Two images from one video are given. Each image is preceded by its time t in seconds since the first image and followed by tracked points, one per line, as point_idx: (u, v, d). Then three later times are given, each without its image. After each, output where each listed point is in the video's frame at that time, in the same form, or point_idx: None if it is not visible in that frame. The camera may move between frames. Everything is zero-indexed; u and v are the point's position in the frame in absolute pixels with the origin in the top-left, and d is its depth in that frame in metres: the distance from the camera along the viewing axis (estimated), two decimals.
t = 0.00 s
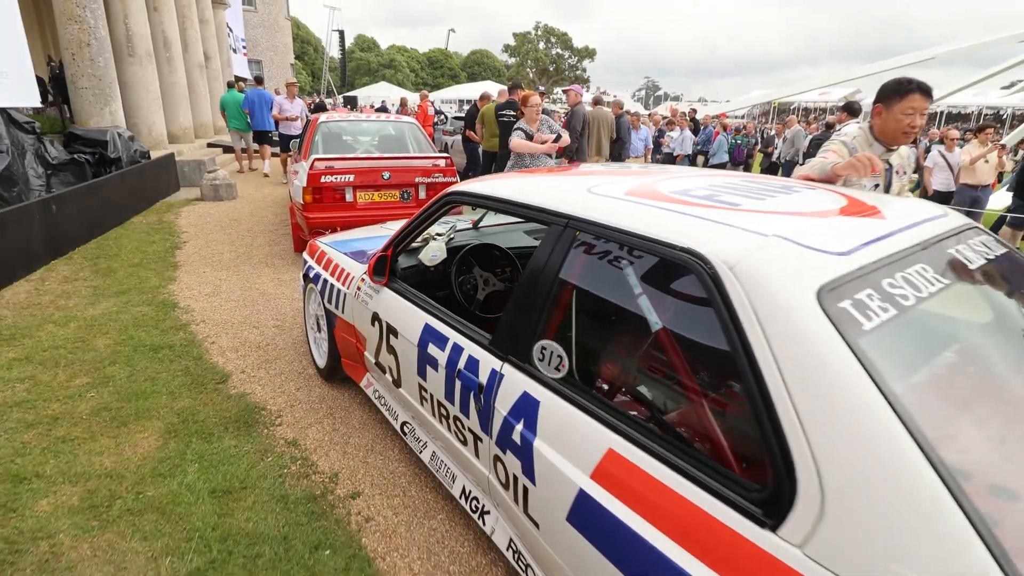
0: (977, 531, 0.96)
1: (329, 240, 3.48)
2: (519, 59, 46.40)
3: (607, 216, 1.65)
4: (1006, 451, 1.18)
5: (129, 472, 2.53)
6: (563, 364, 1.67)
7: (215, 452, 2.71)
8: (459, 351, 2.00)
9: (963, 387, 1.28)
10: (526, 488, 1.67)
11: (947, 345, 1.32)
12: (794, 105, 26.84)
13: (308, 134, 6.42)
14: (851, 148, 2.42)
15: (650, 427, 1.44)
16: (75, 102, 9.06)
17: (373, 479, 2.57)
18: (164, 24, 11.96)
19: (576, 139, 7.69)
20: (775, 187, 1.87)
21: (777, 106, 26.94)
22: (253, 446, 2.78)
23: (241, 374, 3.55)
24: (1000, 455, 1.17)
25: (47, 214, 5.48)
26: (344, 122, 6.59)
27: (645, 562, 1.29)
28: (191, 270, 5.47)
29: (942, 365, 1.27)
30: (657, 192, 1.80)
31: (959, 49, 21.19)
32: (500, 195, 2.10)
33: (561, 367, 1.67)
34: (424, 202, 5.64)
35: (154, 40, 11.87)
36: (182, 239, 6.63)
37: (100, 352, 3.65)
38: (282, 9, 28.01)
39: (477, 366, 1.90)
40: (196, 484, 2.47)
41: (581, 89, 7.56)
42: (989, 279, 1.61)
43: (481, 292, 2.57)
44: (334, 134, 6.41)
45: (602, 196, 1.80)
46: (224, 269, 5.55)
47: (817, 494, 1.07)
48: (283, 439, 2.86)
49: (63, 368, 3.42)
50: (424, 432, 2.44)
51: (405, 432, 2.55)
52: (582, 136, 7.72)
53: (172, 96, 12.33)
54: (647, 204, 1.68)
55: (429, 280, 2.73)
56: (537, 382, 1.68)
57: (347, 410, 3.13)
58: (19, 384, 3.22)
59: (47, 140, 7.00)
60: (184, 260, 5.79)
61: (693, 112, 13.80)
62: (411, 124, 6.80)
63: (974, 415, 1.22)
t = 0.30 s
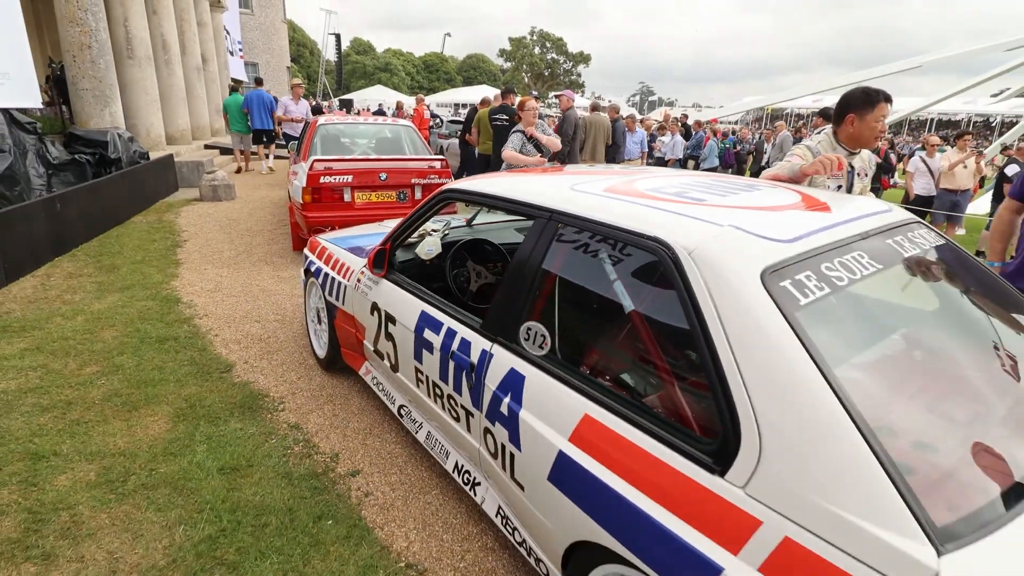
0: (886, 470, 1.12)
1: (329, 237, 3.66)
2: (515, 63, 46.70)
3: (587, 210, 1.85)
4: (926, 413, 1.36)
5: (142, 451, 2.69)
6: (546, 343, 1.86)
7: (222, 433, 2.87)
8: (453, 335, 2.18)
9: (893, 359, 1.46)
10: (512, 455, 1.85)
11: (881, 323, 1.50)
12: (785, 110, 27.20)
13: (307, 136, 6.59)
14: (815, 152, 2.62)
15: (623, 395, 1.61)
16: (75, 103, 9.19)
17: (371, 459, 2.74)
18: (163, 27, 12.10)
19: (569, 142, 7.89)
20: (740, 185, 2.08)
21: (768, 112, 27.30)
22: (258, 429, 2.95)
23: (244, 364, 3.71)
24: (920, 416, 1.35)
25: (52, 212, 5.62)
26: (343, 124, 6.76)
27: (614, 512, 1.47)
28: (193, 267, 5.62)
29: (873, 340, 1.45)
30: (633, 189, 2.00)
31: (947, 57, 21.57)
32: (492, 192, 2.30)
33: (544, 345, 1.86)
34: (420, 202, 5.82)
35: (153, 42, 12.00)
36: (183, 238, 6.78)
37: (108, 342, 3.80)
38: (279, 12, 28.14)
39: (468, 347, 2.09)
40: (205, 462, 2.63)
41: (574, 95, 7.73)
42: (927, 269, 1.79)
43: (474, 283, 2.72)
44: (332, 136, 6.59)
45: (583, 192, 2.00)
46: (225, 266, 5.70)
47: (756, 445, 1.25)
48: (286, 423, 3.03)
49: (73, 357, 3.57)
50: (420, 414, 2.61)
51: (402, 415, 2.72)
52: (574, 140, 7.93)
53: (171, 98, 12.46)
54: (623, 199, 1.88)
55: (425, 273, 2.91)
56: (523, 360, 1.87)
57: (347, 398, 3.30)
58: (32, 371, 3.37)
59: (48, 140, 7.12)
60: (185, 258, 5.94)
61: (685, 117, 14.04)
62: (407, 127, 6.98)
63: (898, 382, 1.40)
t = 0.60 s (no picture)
0: (819, 416, 1.33)
1: (329, 231, 3.83)
2: (508, 65, 46.95)
3: (572, 204, 2.06)
4: (866, 375, 1.55)
5: (154, 429, 2.85)
6: (535, 323, 2.05)
7: (230, 414, 3.04)
8: (450, 318, 2.37)
9: (838, 331, 1.65)
10: (504, 424, 2.05)
11: (829, 301, 1.71)
12: (773, 114, 27.62)
13: (304, 135, 6.75)
14: (783, 154, 2.86)
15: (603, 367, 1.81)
16: (71, 100, 9.26)
17: (371, 438, 2.92)
18: (158, 25, 12.16)
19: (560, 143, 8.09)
20: (711, 183, 2.29)
21: (757, 116, 27.70)
22: (262, 411, 3.12)
23: (247, 352, 3.87)
24: (861, 378, 1.54)
25: (52, 206, 5.74)
26: (339, 123, 6.93)
27: (594, 466, 1.67)
28: (192, 262, 5.75)
29: (821, 314, 1.65)
30: (616, 185, 2.21)
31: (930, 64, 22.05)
32: (487, 189, 2.51)
33: (533, 325, 2.05)
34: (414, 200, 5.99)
35: (147, 40, 12.08)
36: (181, 233, 6.90)
37: (115, 331, 3.95)
38: (272, 11, 28.18)
39: (463, 329, 2.29)
40: (214, 440, 2.79)
41: (564, 97, 7.96)
42: (876, 256, 2.00)
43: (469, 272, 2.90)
44: (328, 135, 6.75)
45: (569, 188, 2.21)
46: (224, 261, 5.84)
47: (714, 403, 1.45)
48: (289, 405, 3.20)
49: (82, 344, 3.72)
50: (418, 395, 2.80)
51: (400, 396, 2.91)
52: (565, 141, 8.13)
53: (165, 96, 12.54)
54: (605, 194, 2.09)
55: (422, 264, 3.09)
56: (514, 339, 2.07)
57: (346, 383, 3.48)
58: (43, 357, 3.51)
59: (46, 136, 7.21)
60: (184, 252, 6.07)
61: (673, 120, 14.31)
62: (401, 127, 7.15)
63: (843, 349, 1.60)
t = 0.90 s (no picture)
0: (754, 376, 1.55)
1: (315, 226, 3.97)
2: (488, 67, 47.19)
3: (545, 197, 2.27)
4: (801, 345, 1.78)
5: (147, 414, 2.96)
6: (512, 306, 2.25)
7: (220, 399, 3.17)
8: (433, 304, 2.55)
9: (778, 308, 1.87)
10: (484, 399, 2.24)
11: (771, 283, 1.93)
12: (746, 119, 28.32)
13: (287, 134, 6.84)
14: (741, 155, 3.09)
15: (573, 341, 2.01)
16: (47, 96, 9.17)
17: (357, 421, 3.08)
18: (135, 21, 12.06)
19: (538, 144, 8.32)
20: (673, 180, 2.51)
21: (731, 120, 28.36)
22: (251, 396, 3.24)
23: (234, 343, 3.99)
24: (797, 346, 1.76)
25: (32, 202, 5.74)
26: (321, 122, 7.03)
27: (564, 431, 1.86)
28: (174, 257, 5.81)
29: (763, 293, 1.87)
30: (586, 181, 2.42)
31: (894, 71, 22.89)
32: (469, 185, 2.71)
33: (510, 308, 2.25)
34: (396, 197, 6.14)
35: (123, 37, 11.97)
36: (161, 230, 6.93)
37: (101, 323, 4.02)
38: (250, 9, 27.94)
39: (446, 313, 2.47)
40: (206, 423, 2.92)
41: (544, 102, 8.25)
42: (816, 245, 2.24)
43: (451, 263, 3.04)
44: (311, 134, 6.85)
45: (543, 184, 2.41)
46: (206, 257, 5.91)
47: (667, 369, 1.67)
48: (277, 392, 3.34)
49: (70, 335, 3.79)
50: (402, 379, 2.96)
51: (386, 380, 3.07)
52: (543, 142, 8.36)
53: (141, 94, 12.43)
54: (575, 189, 2.30)
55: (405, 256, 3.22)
56: (493, 321, 2.26)
57: (332, 371, 3.63)
58: (32, 348, 3.58)
59: (22, 132, 7.16)
60: (166, 248, 6.12)
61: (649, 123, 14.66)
62: (383, 127, 7.29)
63: (781, 323, 1.82)
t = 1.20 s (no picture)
0: (683, 350, 1.75)
1: (285, 224, 4.07)
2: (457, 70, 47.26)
3: (503, 194, 2.45)
4: (730, 323, 1.99)
5: (119, 407, 3.03)
6: (473, 295, 2.42)
7: (192, 392, 3.25)
8: (399, 295, 2.70)
9: (713, 291, 2.08)
10: (447, 381, 2.41)
11: (705, 269, 2.15)
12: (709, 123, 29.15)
13: (254, 135, 6.87)
14: (688, 156, 3.32)
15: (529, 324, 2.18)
16: (2, 95, 8.94)
17: (328, 410, 3.21)
18: (95, 20, 11.81)
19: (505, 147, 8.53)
20: (622, 178, 2.73)
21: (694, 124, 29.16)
22: (222, 389, 3.33)
23: (204, 339, 4.05)
24: (726, 324, 1.98)
25: None
26: (289, 124, 7.08)
27: (519, 405, 2.04)
28: (140, 258, 5.79)
29: (697, 277, 2.08)
30: (542, 179, 2.61)
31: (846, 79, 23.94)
32: (434, 183, 2.87)
33: (471, 297, 2.42)
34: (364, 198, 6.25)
35: (83, 35, 11.70)
36: (125, 231, 6.87)
37: (68, 322, 4.04)
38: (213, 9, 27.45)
39: (411, 303, 2.62)
40: (178, 414, 3.00)
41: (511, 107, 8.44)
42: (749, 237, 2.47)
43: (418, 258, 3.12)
44: (279, 135, 6.90)
45: (502, 182, 2.60)
46: (172, 257, 5.91)
47: (609, 345, 1.87)
48: (248, 385, 3.43)
49: (36, 334, 3.81)
50: (370, 369, 3.10)
51: (355, 371, 3.20)
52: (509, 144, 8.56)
53: (101, 93, 12.17)
54: (531, 186, 2.49)
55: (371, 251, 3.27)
56: (455, 309, 2.43)
57: (302, 365, 3.73)
58: None
59: None
60: (131, 249, 6.09)
61: (615, 127, 15.06)
62: (351, 129, 7.37)
63: (712, 303, 2.03)
